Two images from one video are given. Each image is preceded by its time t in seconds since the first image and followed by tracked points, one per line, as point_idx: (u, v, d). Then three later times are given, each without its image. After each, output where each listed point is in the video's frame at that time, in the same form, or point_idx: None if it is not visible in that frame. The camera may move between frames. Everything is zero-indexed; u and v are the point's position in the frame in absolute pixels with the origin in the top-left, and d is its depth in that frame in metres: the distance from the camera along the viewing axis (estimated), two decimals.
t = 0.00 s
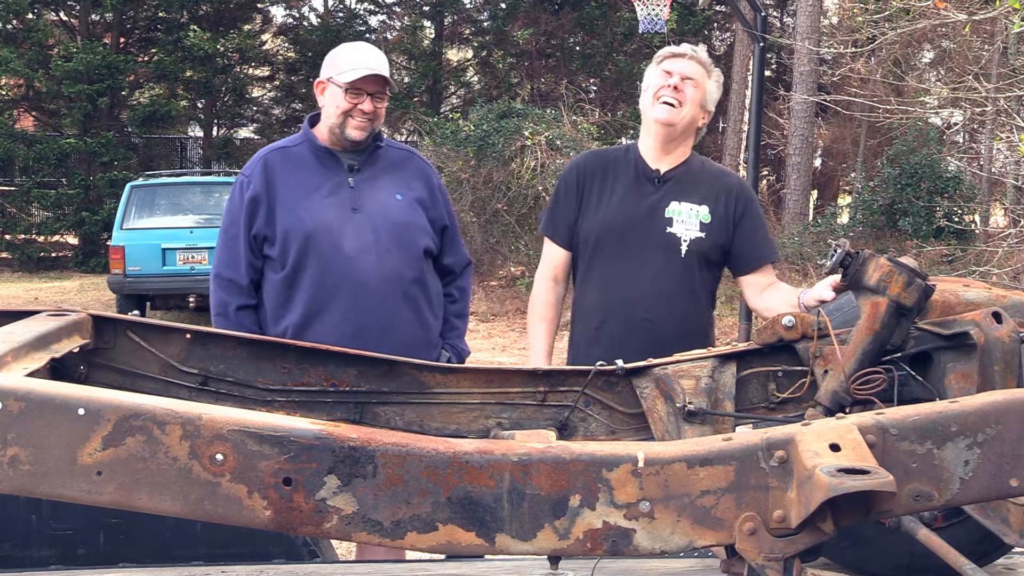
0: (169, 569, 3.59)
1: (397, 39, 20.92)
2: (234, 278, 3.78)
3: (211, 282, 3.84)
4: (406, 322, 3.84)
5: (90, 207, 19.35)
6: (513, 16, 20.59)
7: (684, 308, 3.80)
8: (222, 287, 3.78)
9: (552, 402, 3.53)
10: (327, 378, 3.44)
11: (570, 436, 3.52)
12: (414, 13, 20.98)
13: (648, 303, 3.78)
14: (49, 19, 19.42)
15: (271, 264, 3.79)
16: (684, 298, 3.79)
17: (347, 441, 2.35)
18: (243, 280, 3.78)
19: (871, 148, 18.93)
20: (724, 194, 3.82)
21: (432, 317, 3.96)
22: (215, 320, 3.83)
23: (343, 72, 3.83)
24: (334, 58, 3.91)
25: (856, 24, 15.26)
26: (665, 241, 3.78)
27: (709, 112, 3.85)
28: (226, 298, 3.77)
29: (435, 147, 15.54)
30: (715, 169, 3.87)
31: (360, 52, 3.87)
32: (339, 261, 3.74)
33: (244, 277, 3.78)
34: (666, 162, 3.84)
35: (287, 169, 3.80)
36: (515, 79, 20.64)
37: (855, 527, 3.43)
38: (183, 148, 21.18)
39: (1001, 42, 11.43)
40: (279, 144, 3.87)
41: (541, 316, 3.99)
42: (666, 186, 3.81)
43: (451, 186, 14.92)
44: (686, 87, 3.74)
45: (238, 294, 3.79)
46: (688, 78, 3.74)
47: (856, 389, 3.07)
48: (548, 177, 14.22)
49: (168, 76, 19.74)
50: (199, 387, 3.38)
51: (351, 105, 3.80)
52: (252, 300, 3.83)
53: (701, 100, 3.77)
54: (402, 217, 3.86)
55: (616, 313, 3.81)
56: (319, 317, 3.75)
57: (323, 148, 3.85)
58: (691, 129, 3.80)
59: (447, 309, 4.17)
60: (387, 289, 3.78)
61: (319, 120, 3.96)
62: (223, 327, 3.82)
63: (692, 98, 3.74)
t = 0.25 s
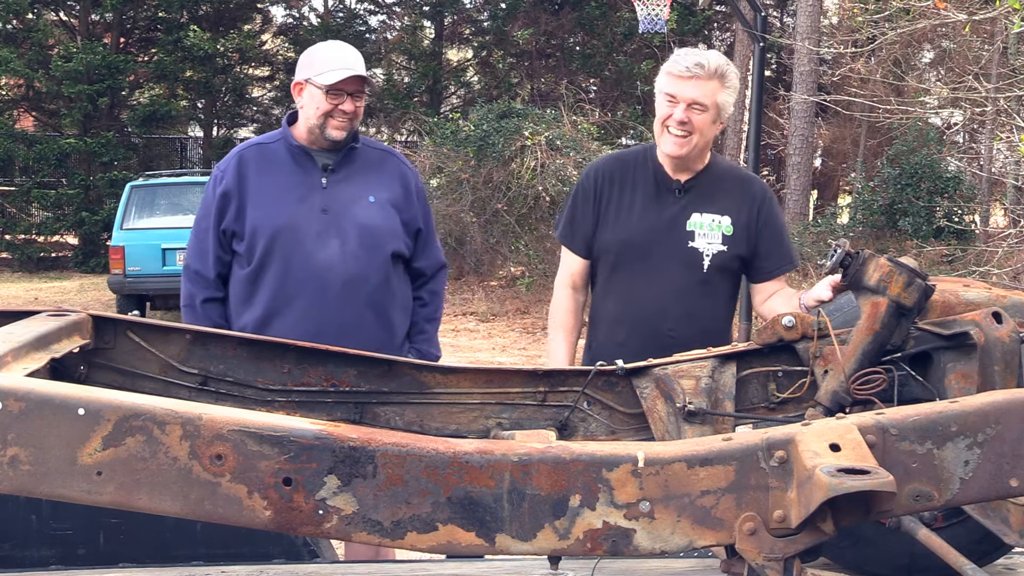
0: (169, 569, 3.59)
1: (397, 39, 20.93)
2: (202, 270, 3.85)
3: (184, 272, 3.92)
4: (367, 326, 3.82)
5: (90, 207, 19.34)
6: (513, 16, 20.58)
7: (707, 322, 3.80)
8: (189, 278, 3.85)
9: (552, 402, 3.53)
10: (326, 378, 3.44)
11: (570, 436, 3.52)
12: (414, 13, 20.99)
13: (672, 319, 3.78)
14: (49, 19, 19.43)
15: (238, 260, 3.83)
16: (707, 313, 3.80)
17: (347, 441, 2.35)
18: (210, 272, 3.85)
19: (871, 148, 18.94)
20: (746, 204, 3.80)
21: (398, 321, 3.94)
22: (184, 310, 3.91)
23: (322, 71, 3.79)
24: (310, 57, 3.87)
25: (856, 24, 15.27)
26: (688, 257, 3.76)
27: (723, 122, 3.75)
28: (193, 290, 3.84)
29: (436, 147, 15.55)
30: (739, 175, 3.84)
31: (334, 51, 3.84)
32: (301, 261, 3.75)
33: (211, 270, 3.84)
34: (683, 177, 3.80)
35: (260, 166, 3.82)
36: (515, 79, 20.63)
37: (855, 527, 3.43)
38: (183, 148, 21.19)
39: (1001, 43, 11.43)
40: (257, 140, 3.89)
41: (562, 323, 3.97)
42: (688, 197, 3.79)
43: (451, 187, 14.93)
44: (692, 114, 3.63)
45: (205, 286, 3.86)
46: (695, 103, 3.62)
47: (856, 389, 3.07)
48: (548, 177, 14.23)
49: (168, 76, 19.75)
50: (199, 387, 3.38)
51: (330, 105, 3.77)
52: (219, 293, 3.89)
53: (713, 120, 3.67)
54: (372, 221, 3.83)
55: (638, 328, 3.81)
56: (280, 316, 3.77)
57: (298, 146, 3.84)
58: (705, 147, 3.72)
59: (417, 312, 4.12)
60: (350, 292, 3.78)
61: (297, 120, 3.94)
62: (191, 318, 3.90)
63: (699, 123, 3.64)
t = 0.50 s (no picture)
0: (168, 569, 3.58)
1: (397, 39, 20.92)
2: (182, 269, 3.86)
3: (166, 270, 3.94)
4: (346, 331, 3.82)
5: (90, 207, 19.34)
6: (513, 16, 20.58)
7: (720, 310, 3.80)
8: (170, 277, 3.88)
9: (552, 402, 3.53)
10: (327, 378, 3.44)
11: (570, 436, 3.51)
12: (414, 13, 20.99)
13: (688, 304, 3.77)
14: (49, 19, 19.43)
15: (219, 261, 3.84)
16: (719, 301, 3.79)
17: (347, 441, 2.35)
18: (190, 272, 3.86)
19: (871, 148, 18.93)
20: (750, 195, 3.83)
21: (378, 326, 3.93)
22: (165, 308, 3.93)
23: (312, 75, 3.81)
24: (295, 61, 3.88)
25: (856, 25, 15.28)
26: (698, 245, 3.76)
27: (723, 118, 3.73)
28: (173, 289, 3.86)
29: (436, 147, 15.57)
30: (740, 168, 3.86)
31: (321, 56, 3.87)
32: (282, 265, 3.75)
33: (192, 270, 3.86)
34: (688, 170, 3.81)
35: (246, 169, 3.83)
36: (515, 79, 20.62)
37: (855, 527, 3.43)
38: (183, 148, 21.18)
39: (1001, 43, 11.43)
40: (244, 141, 3.90)
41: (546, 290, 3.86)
42: (696, 188, 3.79)
43: (451, 187, 14.93)
44: (684, 117, 3.65)
45: (185, 285, 3.88)
46: (687, 106, 3.63)
47: (856, 389, 3.08)
48: (548, 177, 14.23)
49: (168, 76, 19.75)
50: (199, 387, 3.38)
51: (324, 109, 3.80)
52: (199, 292, 3.90)
53: (709, 119, 3.67)
54: (354, 228, 3.82)
55: (653, 318, 3.79)
56: (258, 319, 3.77)
57: (284, 150, 3.85)
58: (705, 144, 3.73)
59: (397, 317, 4.11)
60: (329, 297, 3.77)
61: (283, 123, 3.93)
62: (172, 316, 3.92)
63: (693, 125, 3.66)
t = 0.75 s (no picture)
0: (168, 569, 3.58)
1: (397, 39, 20.93)
2: (174, 270, 3.88)
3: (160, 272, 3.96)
4: (339, 332, 3.81)
5: (90, 207, 19.33)
6: (513, 16, 20.58)
7: (724, 305, 3.79)
8: (163, 278, 3.89)
9: (551, 402, 3.53)
10: (326, 378, 3.44)
11: (570, 436, 3.51)
12: (414, 13, 20.99)
13: (695, 298, 3.77)
14: (49, 19, 19.43)
15: (212, 263, 3.85)
16: (723, 296, 3.79)
17: (347, 441, 2.35)
18: (182, 274, 3.87)
19: (871, 147, 18.91)
20: (746, 192, 3.87)
21: (370, 325, 3.93)
22: (160, 309, 3.95)
23: (311, 74, 3.85)
24: (289, 60, 3.90)
25: (856, 25, 15.28)
26: (701, 238, 3.77)
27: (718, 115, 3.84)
28: (167, 289, 3.88)
29: (436, 147, 15.58)
30: (735, 170, 3.90)
31: (316, 56, 3.92)
32: (274, 267, 3.75)
33: (184, 272, 3.87)
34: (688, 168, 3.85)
35: (236, 170, 3.83)
36: (515, 79, 20.62)
37: (855, 527, 3.43)
38: (183, 148, 21.18)
39: (1001, 42, 11.42)
40: (234, 142, 3.90)
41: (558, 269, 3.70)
42: (695, 188, 3.82)
43: (451, 187, 14.94)
44: (682, 111, 3.74)
45: (178, 286, 3.89)
46: (684, 100, 3.73)
47: (856, 389, 3.08)
48: (548, 177, 14.24)
49: (168, 76, 19.75)
50: (199, 387, 3.38)
51: (323, 107, 3.83)
52: (193, 293, 3.92)
53: (705, 114, 3.77)
54: (344, 228, 3.81)
55: (662, 311, 3.77)
56: (251, 322, 3.77)
57: (274, 151, 3.85)
58: (703, 140, 3.81)
59: (390, 313, 4.12)
60: (320, 299, 3.77)
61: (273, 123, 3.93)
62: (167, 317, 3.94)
63: (690, 120, 3.75)
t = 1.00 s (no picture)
0: (168, 569, 3.58)
1: (397, 39, 20.93)
2: (178, 272, 3.86)
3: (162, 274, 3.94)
4: (347, 330, 3.82)
5: (90, 208, 19.34)
6: (513, 16, 20.58)
7: (726, 302, 3.78)
8: (167, 281, 3.88)
9: (551, 402, 3.53)
10: (326, 378, 3.44)
11: (570, 436, 3.51)
12: (414, 13, 21.00)
13: (695, 295, 3.75)
14: (49, 19, 19.43)
15: (217, 265, 3.84)
16: (724, 293, 3.78)
17: (347, 441, 2.35)
18: (187, 276, 3.86)
19: (871, 147, 18.90)
20: (744, 189, 3.88)
21: (377, 323, 3.94)
22: (164, 311, 3.94)
23: (311, 73, 3.85)
24: (290, 59, 3.90)
25: (856, 25, 15.27)
26: (701, 236, 3.77)
27: (716, 113, 3.85)
28: (172, 291, 3.86)
29: (436, 147, 15.58)
30: (735, 170, 3.92)
31: (316, 55, 3.92)
32: (281, 267, 3.75)
33: (188, 274, 3.86)
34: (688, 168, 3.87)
35: (239, 171, 3.82)
36: (515, 79, 20.64)
37: (855, 527, 3.43)
38: (183, 148, 21.18)
39: (1001, 42, 11.42)
40: (235, 142, 3.89)
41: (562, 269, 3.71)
42: (695, 188, 3.83)
43: (451, 187, 14.94)
44: (680, 110, 3.76)
45: (183, 288, 3.88)
46: (681, 99, 3.75)
47: (855, 389, 3.07)
48: (548, 177, 14.25)
49: (167, 75, 19.75)
50: (199, 387, 3.38)
51: (325, 106, 3.84)
52: (198, 295, 3.90)
53: (703, 112, 3.79)
54: (350, 225, 3.82)
55: (663, 309, 3.76)
56: (259, 322, 3.77)
57: (276, 152, 3.85)
58: (702, 139, 3.83)
59: (395, 309, 4.12)
60: (328, 299, 3.77)
61: (274, 123, 3.94)
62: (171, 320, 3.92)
63: (688, 119, 3.77)
